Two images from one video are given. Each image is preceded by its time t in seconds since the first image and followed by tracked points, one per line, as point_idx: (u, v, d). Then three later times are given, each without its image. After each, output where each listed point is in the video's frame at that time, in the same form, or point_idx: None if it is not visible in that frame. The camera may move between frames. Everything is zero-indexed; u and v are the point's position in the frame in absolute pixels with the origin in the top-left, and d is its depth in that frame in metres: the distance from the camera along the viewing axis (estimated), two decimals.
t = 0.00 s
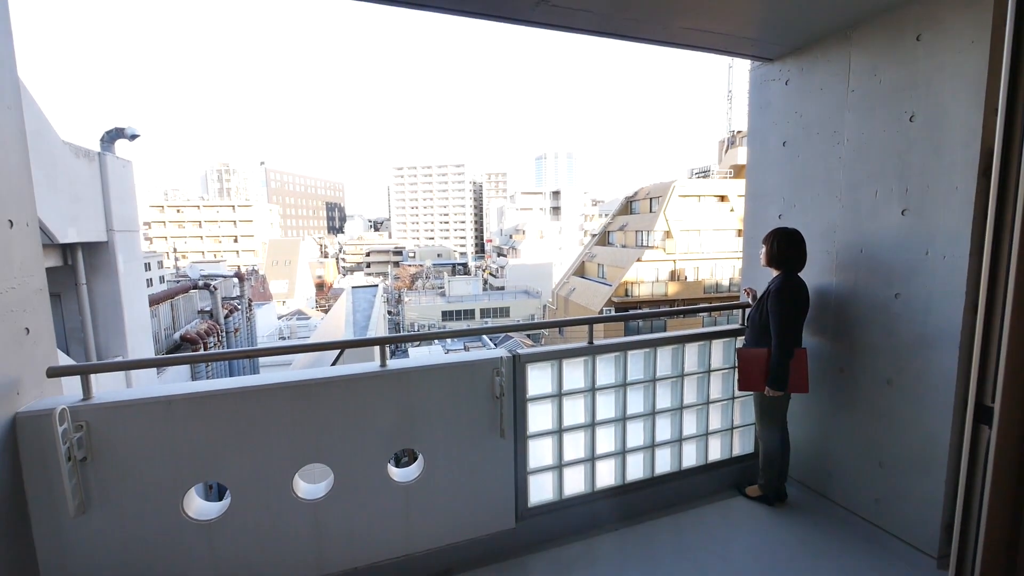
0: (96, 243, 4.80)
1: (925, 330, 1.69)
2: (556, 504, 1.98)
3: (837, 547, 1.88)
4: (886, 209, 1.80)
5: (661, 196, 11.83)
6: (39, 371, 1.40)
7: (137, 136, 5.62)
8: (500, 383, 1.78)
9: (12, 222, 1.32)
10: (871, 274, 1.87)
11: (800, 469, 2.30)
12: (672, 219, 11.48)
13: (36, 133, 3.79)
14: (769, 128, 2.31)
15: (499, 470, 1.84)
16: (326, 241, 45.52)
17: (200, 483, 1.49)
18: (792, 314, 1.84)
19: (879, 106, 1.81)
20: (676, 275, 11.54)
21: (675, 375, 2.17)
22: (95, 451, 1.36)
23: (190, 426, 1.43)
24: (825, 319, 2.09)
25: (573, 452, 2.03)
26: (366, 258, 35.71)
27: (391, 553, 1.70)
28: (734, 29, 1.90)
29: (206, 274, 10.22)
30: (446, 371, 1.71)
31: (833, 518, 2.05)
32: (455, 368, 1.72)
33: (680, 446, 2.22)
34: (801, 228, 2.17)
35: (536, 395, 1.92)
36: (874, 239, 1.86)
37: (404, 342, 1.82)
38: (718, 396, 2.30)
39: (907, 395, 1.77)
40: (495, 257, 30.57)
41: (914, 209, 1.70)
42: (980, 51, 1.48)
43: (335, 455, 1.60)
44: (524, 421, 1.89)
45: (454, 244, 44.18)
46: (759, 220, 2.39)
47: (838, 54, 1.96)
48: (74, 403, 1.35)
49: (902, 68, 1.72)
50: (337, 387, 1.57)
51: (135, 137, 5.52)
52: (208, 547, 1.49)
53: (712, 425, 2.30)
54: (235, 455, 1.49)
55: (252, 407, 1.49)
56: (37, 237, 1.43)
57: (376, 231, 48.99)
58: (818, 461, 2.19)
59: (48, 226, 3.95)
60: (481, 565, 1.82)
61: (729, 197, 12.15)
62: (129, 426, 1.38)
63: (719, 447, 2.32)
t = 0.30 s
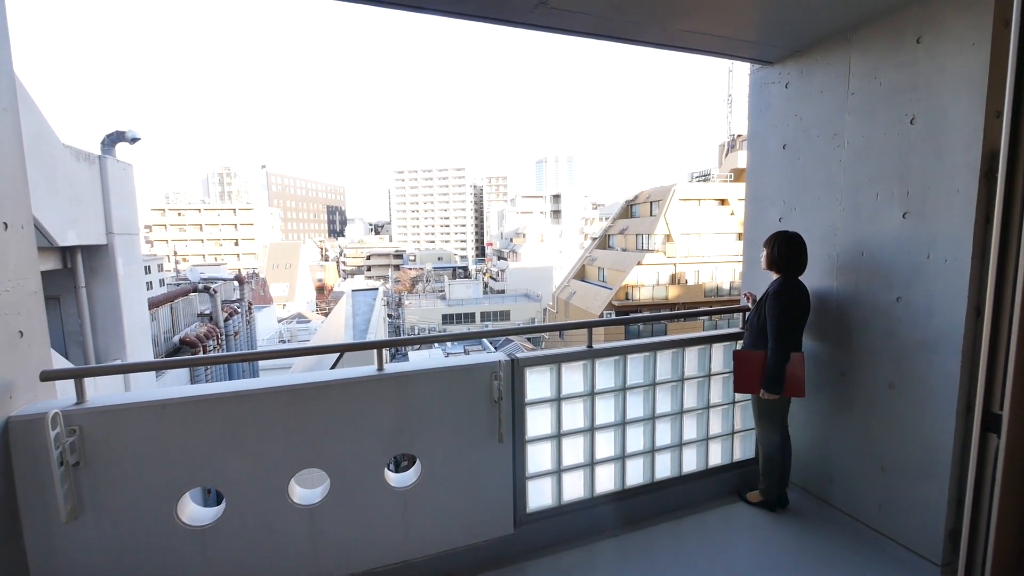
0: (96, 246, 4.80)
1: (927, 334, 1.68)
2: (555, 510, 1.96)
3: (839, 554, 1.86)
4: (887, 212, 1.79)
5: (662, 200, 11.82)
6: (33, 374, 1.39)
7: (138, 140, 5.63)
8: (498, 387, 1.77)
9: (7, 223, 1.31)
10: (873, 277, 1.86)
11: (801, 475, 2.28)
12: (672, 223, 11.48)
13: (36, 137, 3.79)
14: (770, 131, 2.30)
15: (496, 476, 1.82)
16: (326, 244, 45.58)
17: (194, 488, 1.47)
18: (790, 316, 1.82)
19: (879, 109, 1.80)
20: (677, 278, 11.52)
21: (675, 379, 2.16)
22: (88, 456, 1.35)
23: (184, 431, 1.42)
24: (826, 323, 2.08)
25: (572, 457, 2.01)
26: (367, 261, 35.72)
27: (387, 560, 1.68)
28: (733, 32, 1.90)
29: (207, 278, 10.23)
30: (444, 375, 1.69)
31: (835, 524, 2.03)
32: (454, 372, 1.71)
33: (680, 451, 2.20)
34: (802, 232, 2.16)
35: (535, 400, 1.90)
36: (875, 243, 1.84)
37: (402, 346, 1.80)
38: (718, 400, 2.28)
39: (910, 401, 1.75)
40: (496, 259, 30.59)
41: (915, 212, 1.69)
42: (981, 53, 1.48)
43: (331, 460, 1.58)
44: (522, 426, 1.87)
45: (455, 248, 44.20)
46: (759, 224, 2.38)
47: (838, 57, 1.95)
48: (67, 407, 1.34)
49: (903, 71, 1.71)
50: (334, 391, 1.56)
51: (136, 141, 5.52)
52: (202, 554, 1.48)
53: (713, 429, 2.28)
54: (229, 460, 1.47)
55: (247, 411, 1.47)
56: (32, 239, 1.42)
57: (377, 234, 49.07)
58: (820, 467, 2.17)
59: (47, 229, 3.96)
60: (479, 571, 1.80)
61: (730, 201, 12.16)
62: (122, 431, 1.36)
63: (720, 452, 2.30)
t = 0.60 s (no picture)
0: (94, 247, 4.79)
1: (931, 338, 1.64)
2: (552, 516, 1.93)
3: (842, 561, 1.82)
4: (890, 213, 1.75)
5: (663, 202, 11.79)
6: (17, 375, 1.37)
7: (138, 141, 5.62)
8: (493, 391, 1.74)
9: None
10: (875, 279, 1.83)
11: (803, 481, 2.24)
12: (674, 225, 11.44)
13: (33, 137, 3.77)
14: (770, 131, 2.28)
15: (491, 481, 1.79)
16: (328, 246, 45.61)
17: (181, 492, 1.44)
18: (790, 318, 1.79)
19: (882, 108, 1.77)
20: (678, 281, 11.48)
21: (674, 383, 2.12)
22: (72, 460, 1.32)
23: (171, 434, 1.39)
24: (828, 326, 2.05)
25: (569, 462, 1.98)
26: (368, 263, 35.75)
27: (379, 566, 1.65)
28: (733, 30, 1.87)
29: (207, 279, 10.23)
30: (438, 377, 1.67)
31: (838, 531, 1.99)
32: (448, 374, 1.68)
33: (679, 455, 2.16)
34: (803, 233, 2.13)
35: (531, 403, 1.87)
36: (878, 244, 1.81)
37: (396, 348, 1.77)
38: (718, 404, 2.25)
39: (914, 405, 1.71)
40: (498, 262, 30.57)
41: (918, 213, 1.66)
42: (985, 50, 1.45)
43: (322, 464, 1.55)
44: (518, 430, 1.83)
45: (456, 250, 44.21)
46: (759, 225, 2.34)
47: (839, 56, 1.92)
48: (51, 409, 1.31)
49: (905, 69, 1.68)
50: (325, 394, 1.53)
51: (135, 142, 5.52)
52: (189, 560, 1.45)
53: (713, 434, 2.24)
54: (217, 464, 1.44)
55: (236, 415, 1.45)
56: (19, 239, 1.40)
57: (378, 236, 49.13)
58: (822, 472, 2.13)
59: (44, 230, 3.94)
60: None
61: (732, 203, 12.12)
62: (107, 434, 1.34)
63: (720, 457, 2.27)
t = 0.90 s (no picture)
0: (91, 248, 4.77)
1: (934, 338, 1.60)
2: (546, 520, 1.88)
3: (843, 569, 1.77)
4: (892, 210, 1.71)
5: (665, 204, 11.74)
6: None
7: (137, 143, 5.62)
8: (485, 393, 1.70)
9: None
10: (876, 279, 1.78)
11: (804, 485, 2.19)
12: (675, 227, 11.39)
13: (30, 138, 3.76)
14: (769, 128, 2.24)
15: (483, 486, 1.74)
16: (330, 248, 45.68)
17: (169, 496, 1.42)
18: (794, 318, 1.74)
19: (882, 103, 1.73)
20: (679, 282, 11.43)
21: (671, 385, 2.08)
22: (49, 463, 1.29)
23: (152, 437, 1.35)
24: (828, 326, 2.01)
25: (564, 465, 1.93)
26: (370, 265, 35.78)
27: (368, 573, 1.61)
28: (731, 25, 1.83)
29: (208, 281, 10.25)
30: (428, 379, 1.63)
31: (839, 537, 1.94)
32: (438, 376, 1.64)
33: (677, 459, 2.12)
34: (803, 231, 2.08)
35: (525, 406, 1.83)
36: (880, 243, 1.76)
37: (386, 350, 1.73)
38: (717, 406, 2.21)
39: (917, 408, 1.67)
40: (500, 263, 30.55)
41: (921, 210, 1.61)
42: (988, 42, 1.40)
43: (309, 468, 1.52)
44: (511, 433, 1.79)
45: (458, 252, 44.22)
46: (759, 224, 2.30)
47: (839, 51, 1.88)
48: (28, 411, 1.28)
49: (906, 63, 1.64)
50: (311, 396, 1.50)
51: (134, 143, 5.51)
52: (171, 566, 1.41)
53: (711, 437, 2.20)
54: (200, 468, 1.41)
55: (220, 417, 1.41)
56: None
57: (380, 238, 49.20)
58: (823, 476, 2.09)
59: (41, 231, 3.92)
60: None
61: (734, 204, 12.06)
62: (86, 437, 1.30)
63: (719, 460, 2.22)
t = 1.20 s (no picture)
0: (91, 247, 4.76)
1: (938, 335, 1.56)
2: (543, 520, 1.86)
3: (845, 570, 1.74)
4: (894, 205, 1.68)
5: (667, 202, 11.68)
6: None
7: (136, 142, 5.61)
8: (480, 392, 1.67)
9: None
10: (879, 275, 1.75)
11: (806, 485, 2.16)
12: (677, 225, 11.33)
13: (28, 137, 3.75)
14: (769, 123, 2.21)
15: (479, 485, 1.72)
16: (333, 247, 45.73)
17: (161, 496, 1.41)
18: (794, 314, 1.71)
19: (885, 96, 1.70)
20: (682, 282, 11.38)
21: (671, 383, 2.05)
22: (37, 461, 1.27)
23: (142, 435, 1.34)
24: (830, 324, 1.97)
25: (562, 465, 1.91)
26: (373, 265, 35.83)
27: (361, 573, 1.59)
28: (730, 17, 1.80)
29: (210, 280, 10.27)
30: (422, 377, 1.61)
31: (841, 538, 1.91)
32: (433, 374, 1.61)
33: (676, 458, 2.09)
34: (805, 227, 2.05)
35: (521, 404, 1.81)
36: (883, 238, 1.73)
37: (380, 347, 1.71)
38: (717, 404, 2.18)
39: (919, 406, 1.64)
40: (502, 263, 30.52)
41: (924, 205, 1.58)
42: (994, 32, 1.37)
43: (301, 467, 1.50)
44: (507, 432, 1.77)
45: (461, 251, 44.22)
46: (759, 220, 2.27)
47: (840, 43, 1.85)
48: (15, 409, 1.26)
49: (909, 54, 1.61)
50: (303, 394, 1.47)
51: (134, 142, 5.50)
52: (161, 565, 1.39)
53: (711, 436, 2.17)
54: (191, 466, 1.39)
55: (210, 415, 1.39)
56: None
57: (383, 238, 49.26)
58: (825, 476, 2.05)
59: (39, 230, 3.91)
60: None
61: (737, 203, 11.99)
62: (74, 435, 1.29)
63: (719, 460, 2.19)
